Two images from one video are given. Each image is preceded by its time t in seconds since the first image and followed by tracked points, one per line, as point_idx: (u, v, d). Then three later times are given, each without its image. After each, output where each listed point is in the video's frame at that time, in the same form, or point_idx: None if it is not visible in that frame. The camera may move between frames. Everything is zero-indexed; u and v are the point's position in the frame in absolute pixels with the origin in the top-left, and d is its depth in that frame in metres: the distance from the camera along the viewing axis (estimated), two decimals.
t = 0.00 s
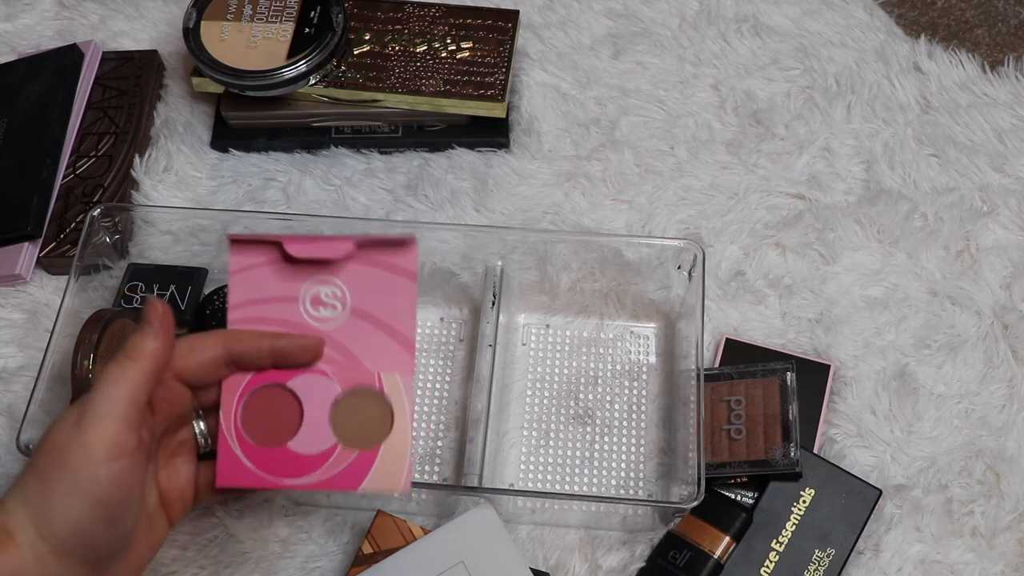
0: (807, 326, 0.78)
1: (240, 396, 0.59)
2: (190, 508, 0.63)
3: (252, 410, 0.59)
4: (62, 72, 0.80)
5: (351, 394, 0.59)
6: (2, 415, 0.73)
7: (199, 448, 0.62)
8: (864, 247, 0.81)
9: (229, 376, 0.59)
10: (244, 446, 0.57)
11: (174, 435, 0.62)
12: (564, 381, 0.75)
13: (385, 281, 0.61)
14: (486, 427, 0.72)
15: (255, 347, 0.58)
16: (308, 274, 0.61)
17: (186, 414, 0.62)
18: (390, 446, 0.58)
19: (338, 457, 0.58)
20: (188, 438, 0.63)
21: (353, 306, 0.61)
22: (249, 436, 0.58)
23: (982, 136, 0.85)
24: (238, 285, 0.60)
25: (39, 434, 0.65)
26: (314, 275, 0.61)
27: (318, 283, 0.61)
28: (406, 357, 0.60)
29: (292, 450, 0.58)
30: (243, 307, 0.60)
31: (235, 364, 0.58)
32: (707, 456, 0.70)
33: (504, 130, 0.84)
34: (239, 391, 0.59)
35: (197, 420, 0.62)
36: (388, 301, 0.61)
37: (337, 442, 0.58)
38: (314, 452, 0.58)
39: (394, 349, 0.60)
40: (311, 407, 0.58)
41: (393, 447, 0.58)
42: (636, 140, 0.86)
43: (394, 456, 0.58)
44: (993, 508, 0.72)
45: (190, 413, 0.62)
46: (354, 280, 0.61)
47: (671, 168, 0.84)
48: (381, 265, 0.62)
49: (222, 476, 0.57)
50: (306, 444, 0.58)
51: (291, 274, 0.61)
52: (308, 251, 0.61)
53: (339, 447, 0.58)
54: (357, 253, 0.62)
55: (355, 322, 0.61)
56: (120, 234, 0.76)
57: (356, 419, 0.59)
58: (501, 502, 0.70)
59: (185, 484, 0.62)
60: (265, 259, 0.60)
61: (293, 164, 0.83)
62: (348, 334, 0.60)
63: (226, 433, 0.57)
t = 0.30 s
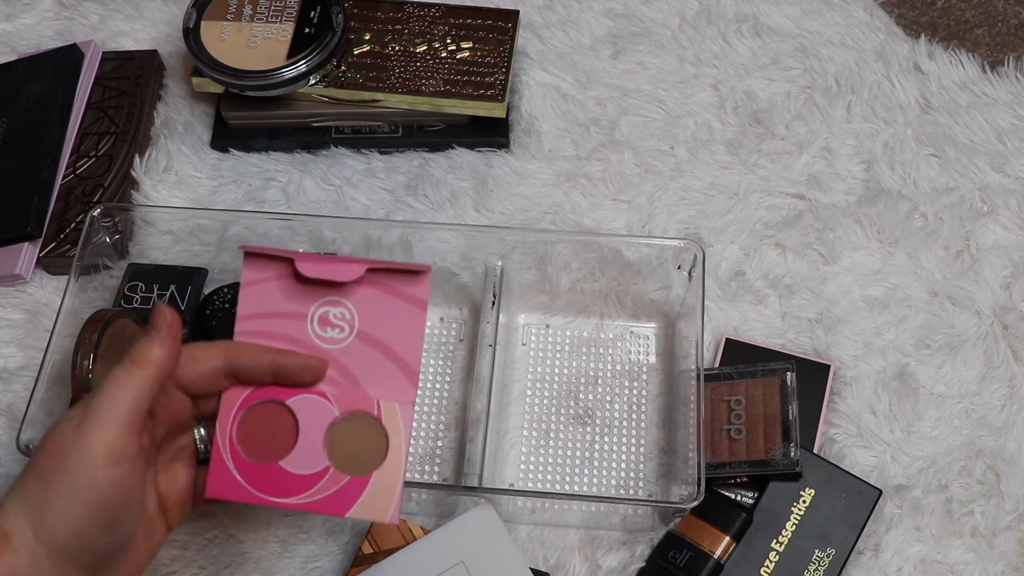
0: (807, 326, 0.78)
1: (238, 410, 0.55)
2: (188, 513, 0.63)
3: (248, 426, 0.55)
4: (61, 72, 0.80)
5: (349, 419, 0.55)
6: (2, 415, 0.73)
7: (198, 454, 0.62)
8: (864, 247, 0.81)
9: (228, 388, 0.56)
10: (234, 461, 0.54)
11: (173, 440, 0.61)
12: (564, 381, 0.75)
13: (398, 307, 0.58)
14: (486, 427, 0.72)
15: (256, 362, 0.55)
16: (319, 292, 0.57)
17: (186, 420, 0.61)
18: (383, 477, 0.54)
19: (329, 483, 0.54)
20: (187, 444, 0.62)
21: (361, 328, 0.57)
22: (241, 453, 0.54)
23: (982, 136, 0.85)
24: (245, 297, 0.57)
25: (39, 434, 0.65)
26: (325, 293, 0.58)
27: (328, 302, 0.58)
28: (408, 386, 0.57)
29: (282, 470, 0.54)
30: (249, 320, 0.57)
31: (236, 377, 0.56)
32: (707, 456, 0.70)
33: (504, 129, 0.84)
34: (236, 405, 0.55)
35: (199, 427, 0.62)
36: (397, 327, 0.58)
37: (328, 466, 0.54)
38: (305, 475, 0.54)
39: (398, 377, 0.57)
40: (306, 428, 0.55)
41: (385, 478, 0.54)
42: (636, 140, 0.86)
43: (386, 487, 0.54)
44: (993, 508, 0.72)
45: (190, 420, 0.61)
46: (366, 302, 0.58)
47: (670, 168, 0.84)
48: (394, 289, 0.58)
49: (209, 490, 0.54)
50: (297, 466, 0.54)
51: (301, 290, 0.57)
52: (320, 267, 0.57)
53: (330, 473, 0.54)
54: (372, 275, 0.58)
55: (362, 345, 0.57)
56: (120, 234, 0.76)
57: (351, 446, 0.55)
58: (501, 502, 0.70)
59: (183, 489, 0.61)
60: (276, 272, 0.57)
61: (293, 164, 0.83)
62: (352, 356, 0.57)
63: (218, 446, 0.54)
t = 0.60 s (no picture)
0: (807, 326, 0.78)
1: (234, 418, 0.54)
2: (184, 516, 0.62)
3: (243, 435, 0.53)
4: (61, 72, 0.80)
5: (343, 436, 0.53)
6: (2, 415, 0.73)
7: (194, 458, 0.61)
8: (864, 247, 0.81)
9: (224, 398, 0.54)
10: (225, 469, 0.52)
11: (169, 444, 0.60)
12: (564, 381, 0.75)
13: (401, 326, 0.56)
14: (486, 427, 0.72)
15: (253, 373, 0.53)
16: (323, 306, 0.55)
17: (184, 425, 0.61)
18: (371, 497, 0.52)
19: (317, 499, 0.52)
20: (184, 448, 0.61)
21: (362, 345, 0.55)
22: (233, 461, 0.52)
23: (982, 136, 0.85)
24: (247, 305, 0.55)
25: (39, 434, 0.65)
26: (328, 306, 0.55)
27: (330, 316, 0.55)
28: (404, 407, 0.54)
29: (271, 481, 0.52)
30: (249, 329, 0.55)
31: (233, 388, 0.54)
32: (707, 456, 0.70)
33: (504, 129, 0.84)
34: (232, 412, 0.54)
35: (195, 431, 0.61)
36: (399, 347, 0.55)
37: (318, 482, 0.52)
38: (294, 488, 0.52)
39: (395, 398, 0.54)
40: (299, 441, 0.53)
41: (374, 499, 0.52)
42: (636, 140, 0.86)
43: (374, 508, 0.52)
44: (993, 508, 0.72)
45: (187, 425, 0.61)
46: (369, 319, 0.55)
47: (670, 168, 0.85)
48: (399, 308, 0.56)
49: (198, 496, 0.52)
50: (288, 478, 0.52)
51: (304, 302, 0.55)
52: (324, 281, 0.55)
53: (319, 489, 0.52)
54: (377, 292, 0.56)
55: (361, 362, 0.55)
56: (120, 234, 0.76)
57: (342, 463, 0.53)
58: (502, 502, 0.70)
59: (179, 492, 0.61)
60: (280, 282, 0.55)
61: (293, 164, 0.83)
62: (351, 373, 0.55)
63: (211, 452, 0.52)
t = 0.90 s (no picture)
0: (807, 326, 0.78)
1: (238, 429, 0.53)
2: (183, 530, 0.63)
3: (246, 447, 0.53)
4: (61, 71, 0.80)
5: (344, 450, 0.53)
6: (2, 415, 0.73)
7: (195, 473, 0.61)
8: (864, 247, 0.81)
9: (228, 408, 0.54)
10: (226, 481, 0.52)
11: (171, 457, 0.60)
12: (564, 381, 0.75)
13: (406, 343, 0.56)
14: (486, 427, 0.72)
15: (257, 385, 0.52)
16: (329, 322, 0.56)
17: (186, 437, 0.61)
18: (370, 511, 0.52)
19: (316, 512, 0.51)
20: (186, 461, 0.61)
21: (367, 361, 0.55)
22: (234, 473, 0.52)
23: (982, 136, 0.85)
24: (257, 319, 0.56)
25: (39, 434, 0.65)
26: (335, 322, 0.56)
27: (336, 332, 0.56)
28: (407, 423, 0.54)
29: (271, 493, 0.52)
30: (257, 343, 0.55)
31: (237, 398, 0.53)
32: (707, 456, 0.70)
33: (504, 129, 0.84)
34: (235, 424, 0.54)
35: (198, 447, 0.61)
36: (403, 363, 0.56)
37: (318, 495, 0.52)
38: (294, 500, 0.52)
39: (398, 413, 0.54)
40: (301, 454, 0.52)
41: (373, 513, 0.52)
42: (636, 140, 0.86)
43: (373, 522, 0.52)
44: (993, 508, 0.72)
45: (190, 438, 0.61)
46: (374, 335, 0.56)
47: (670, 168, 0.84)
48: (404, 324, 0.56)
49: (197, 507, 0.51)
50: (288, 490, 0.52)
51: (311, 318, 0.56)
52: (332, 297, 0.56)
53: (319, 501, 0.52)
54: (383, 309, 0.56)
55: (365, 378, 0.55)
56: (120, 234, 0.76)
57: (343, 477, 0.52)
58: (501, 502, 0.70)
59: (179, 507, 0.61)
60: (289, 298, 0.56)
61: (293, 164, 0.83)
62: (355, 387, 0.55)
63: (212, 463, 0.52)
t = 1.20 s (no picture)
0: (807, 326, 0.78)
1: (238, 432, 0.54)
2: (178, 536, 0.63)
3: (247, 450, 0.53)
4: (61, 71, 0.80)
5: (345, 448, 0.53)
6: (2, 415, 0.73)
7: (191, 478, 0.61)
8: (864, 247, 0.81)
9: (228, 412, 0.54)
10: (228, 483, 0.52)
11: (167, 463, 0.60)
12: (564, 381, 0.75)
13: (401, 340, 0.57)
14: (486, 427, 0.72)
15: (256, 386, 0.53)
16: (324, 323, 0.57)
17: (183, 443, 0.61)
18: (375, 506, 0.52)
19: (320, 510, 0.51)
20: (182, 467, 0.61)
21: (363, 360, 0.56)
22: (235, 475, 0.52)
23: (981, 136, 0.85)
24: (252, 323, 0.56)
25: (39, 434, 0.65)
26: (329, 323, 0.57)
27: (331, 332, 0.57)
28: (406, 418, 0.55)
29: (274, 494, 0.52)
30: (253, 346, 0.56)
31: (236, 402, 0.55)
32: (707, 456, 0.70)
33: (504, 129, 0.84)
34: (234, 426, 0.54)
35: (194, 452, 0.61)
36: (399, 360, 0.56)
37: (321, 493, 0.52)
38: (297, 499, 0.52)
39: (396, 409, 0.55)
40: (302, 453, 0.53)
41: (377, 508, 0.52)
42: (636, 140, 0.86)
43: (378, 518, 0.52)
44: (993, 508, 0.72)
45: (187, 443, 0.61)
46: (369, 334, 0.57)
47: (670, 168, 0.84)
48: (398, 322, 0.57)
49: (200, 510, 0.51)
50: (291, 490, 0.52)
51: (306, 319, 0.57)
52: (325, 298, 0.56)
53: (322, 499, 0.52)
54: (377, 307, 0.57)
55: (362, 376, 0.56)
56: (120, 234, 0.76)
57: (345, 474, 0.53)
58: (502, 502, 0.70)
59: (175, 513, 0.61)
60: (283, 300, 0.57)
61: (293, 164, 0.83)
62: (352, 386, 0.55)
63: (213, 466, 0.52)
